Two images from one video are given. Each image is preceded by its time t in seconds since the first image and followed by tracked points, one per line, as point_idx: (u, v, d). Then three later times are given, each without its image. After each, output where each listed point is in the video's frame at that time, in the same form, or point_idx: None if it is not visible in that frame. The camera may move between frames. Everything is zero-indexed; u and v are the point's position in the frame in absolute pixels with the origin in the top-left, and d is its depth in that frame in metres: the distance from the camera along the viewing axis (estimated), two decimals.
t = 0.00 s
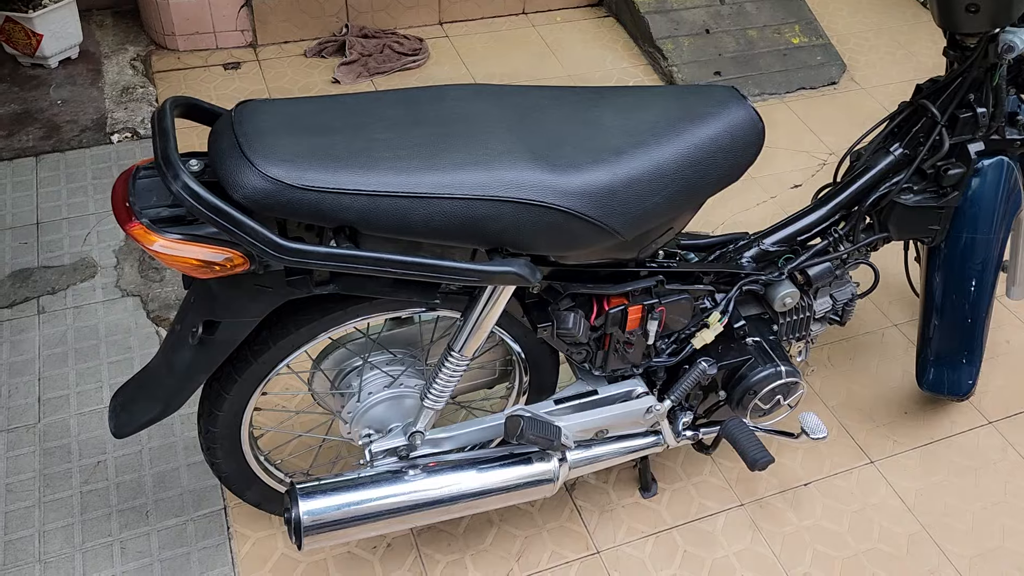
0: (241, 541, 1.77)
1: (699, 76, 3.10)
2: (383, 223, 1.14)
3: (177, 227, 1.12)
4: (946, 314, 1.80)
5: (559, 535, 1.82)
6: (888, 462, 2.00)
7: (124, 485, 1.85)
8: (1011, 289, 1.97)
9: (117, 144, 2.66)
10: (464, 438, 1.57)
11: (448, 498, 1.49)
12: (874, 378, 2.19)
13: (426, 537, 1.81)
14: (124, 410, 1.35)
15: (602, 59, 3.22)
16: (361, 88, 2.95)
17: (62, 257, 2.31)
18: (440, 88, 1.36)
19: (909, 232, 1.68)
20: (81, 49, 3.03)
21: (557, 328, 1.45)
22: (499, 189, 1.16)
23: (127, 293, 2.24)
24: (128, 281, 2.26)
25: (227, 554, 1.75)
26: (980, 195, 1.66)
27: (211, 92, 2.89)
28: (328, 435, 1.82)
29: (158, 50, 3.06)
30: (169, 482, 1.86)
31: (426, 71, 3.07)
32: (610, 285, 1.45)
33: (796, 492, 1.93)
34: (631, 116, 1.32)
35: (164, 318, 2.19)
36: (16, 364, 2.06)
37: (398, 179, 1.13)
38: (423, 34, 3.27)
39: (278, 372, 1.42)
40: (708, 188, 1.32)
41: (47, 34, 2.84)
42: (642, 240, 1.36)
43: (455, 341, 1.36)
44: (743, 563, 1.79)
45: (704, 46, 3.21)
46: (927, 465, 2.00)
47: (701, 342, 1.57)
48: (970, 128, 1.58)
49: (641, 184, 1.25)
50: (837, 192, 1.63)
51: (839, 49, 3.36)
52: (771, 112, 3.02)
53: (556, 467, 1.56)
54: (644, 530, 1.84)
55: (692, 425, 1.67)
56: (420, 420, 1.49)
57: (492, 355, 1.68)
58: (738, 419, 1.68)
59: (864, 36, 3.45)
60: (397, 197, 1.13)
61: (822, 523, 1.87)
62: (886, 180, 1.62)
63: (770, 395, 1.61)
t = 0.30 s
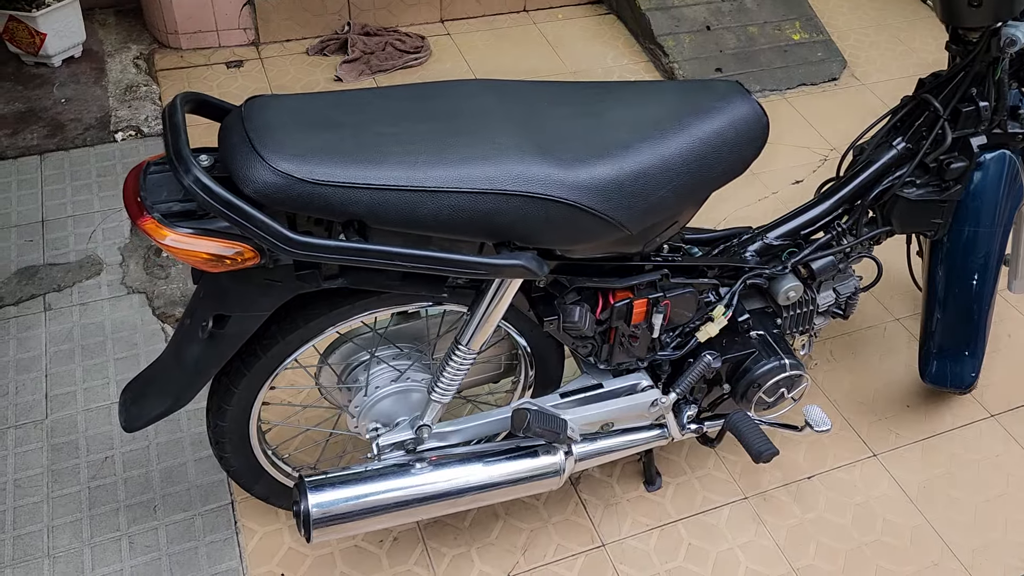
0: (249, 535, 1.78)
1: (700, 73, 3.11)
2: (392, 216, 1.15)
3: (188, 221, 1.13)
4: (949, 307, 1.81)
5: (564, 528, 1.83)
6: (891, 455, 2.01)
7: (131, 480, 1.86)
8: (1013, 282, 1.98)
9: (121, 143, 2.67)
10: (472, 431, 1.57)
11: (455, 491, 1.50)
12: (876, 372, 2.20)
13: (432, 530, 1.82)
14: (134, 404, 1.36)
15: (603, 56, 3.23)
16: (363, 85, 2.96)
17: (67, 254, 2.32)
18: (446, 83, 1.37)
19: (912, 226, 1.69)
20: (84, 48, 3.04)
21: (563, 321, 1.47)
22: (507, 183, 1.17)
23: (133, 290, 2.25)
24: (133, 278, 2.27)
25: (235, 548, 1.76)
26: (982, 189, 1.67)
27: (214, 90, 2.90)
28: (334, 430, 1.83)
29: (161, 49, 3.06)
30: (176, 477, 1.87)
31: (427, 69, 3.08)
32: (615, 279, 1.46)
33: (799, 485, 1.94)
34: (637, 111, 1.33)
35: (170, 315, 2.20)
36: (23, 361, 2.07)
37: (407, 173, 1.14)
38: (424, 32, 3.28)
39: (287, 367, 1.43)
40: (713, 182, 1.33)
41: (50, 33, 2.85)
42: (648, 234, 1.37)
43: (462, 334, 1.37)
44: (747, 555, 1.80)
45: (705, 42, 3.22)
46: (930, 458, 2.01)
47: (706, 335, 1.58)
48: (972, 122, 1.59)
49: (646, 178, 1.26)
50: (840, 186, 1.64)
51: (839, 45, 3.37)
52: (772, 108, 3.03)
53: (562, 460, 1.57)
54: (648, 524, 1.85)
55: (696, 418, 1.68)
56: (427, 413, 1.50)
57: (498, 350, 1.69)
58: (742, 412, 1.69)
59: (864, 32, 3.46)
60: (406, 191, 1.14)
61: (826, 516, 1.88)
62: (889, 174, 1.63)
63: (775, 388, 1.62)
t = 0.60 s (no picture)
0: (253, 530, 1.79)
1: (699, 70, 3.12)
2: (396, 211, 1.16)
3: (194, 216, 1.14)
4: (947, 301, 1.82)
5: (566, 522, 1.84)
6: (890, 449, 2.02)
7: (135, 476, 1.87)
8: (1012, 275, 1.99)
9: (123, 142, 2.68)
10: (474, 425, 1.59)
11: (458, 485, 1.51)
12: (875, 367, 2.21)
13: (435, 525, 1.83)
14: (140, 399, 1.38)
15: (603, 54, 3.24)
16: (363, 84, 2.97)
17: (70, 253, 2.33)
18: (448, 79, 1.38)
19: (911, 219, 1.70)
20: (85, 48, 3.05)
21: (565, 315, 1.48)
22: (509, 177, 1.18)
23: (135, 289, 2.26)
24: (136, 277, 2.28)
25: (239, 543, 1.77)
26: (980, 182, 1.68)
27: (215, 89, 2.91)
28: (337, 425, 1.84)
29: (161, 48, 3.07)
30: (179, 474, 1.88)
31: (427, 68, 3.09)
32: (616, 274, 1.47)
33: (800, 478, 1.95)
34: (638, 106, 1.34)
35: (173, 313, 2.21)
36: (27, 359, 2.08)
37: (411, 167, 1.15)
38: (424, 31, 3.29)
39: (291, 362, 1.44)
40: (713, 176, 1.34)
41: (52, 34, 2.86)
42: (649, 227, 1.38)
43: (465, 328, 1.38)
44: (748, 548, 1.81)
45: (703, 40, 3.23)
46: (929, 451, 2.02)
47: (707, 329, 1.59)
48: (970, 117, 1.60)
49: (647, 172, 1.27)
50: (839, 180, 1.66)
51: (838, 42, 3.38)
52: (770, 105, 3.04)
53: (564, 454, 1.58)
54: (650, 517, 1.86)
55: (697, 412, 1.69)
56: (430, 408, 1.51)
57: (499, 345, 1.70)
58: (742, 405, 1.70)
59: (862, 29, 3.48)
60: (409, 185, 1.15)
61: (826, 508, 1.89)
62: (887, 168, 1.64)
63: (775, 381, 1.63)
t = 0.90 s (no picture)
0: (254, 526, 1.80)
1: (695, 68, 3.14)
2: (395, 206, 1.17)
3: (195, 212, 1.15)
4: (943, 295, 1.84)
5: (565, 517, 1.85)
6: (887, 443, 2.03)
7: (137, 474, 1.88)
8: (1007, 270, 2.00)
9: (122, 142, 2.69)
10: (473, 420, 1.60)
11: (458, 479, 1.52)
12: (871, 361, 2.22)
13: (435, 520, 1.84)
14: (141, 394, 1.38)
15: (600, 53, 3.25)
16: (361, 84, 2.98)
17: (70, 253, 2.34)
18: (446, 76, 1.39)
19: (906, 214, 1.71)
20: (83, 49, 3.06)
21: (563, 309, 1.48)
22: (507, 172, 1.19)
23: (136, 288, 2.26)
24: (136, 276, 2.29)
25: (240, 539, 1.78)
26: (974, 177, 1.70)
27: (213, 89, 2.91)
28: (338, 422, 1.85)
29: (160, 49, 3.08)
30: (180, 471, 1.89)
31: (425, 67, 3.10)
32: (614, 268, 1.48)
33: (798, 472, 1.96)
34: (635, 101, 1.36)
35: (173, 312, 2.22)
36: (28, 358, 2.09)
37: (410, 162, 1.17)
38: (421, 30, 3.30)
39: (291, 358, 1.45)
40: (709, 171, 1.35)
41: (50, 35, 2.86)
42: (646, 222, 1.39)
43: (464, 323, 1.39)
44: (746, 542, 1.82)
45: (700, 38, 3.24)
46: (926, 445, 2.04)
47: (704, 323, 1.60)
48: (964, 111, 1.62)
49: (644, 167, 1.28)
50: (835, 175, 1.67)
51: (834, 40, 3.40)
52: (767, 103, 3.06)
53: (563, 448, 1.59)
54: (649, 511, 1.87)
55: (695, 406, 1.70)
56: (430, 403, 1.52)
57: (498, 341, 1.71)
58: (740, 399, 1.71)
59: (857, 27, 3.49)
60: (408, 180, 1.16)
61: (824, 502, 1.91)
62: (883, 162, 1.65)
63: (772, 375, 1.64)
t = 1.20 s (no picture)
0: (253, 525, 1.81)
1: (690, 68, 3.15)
2: (393, 202, 1.18)
3: (194, 209, 1.16)
4: (936, 291, 1.85)
5: (563, 513, 1.86)
6: (883, 438, 2.05)
7: (136, 473, 1.88)
8: (1000, 265, 2.01)
9: (119, 143, 2.70)
10: (471, 417, 1.60)
11: (456, 475, 1.53)
12: (867, 357, 2.23)
13: (433, 518, 1.84)
14: (140, 392, 1.39)
15: (595, 53, 3.27)
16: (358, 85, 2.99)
17: (68, 254, 2.35)
18: (441, 74, 1.40)
19: (900, 210, 1.73)
20: (80, 51, 3.06)
21: (560, 305, 1.49)
22: (503, 168, 1.20)
23: (133, 288, 2.27)
24: (134, 277, 2.30)
25: (239, 537, 1.79)
26: (967, 173, 1.71)
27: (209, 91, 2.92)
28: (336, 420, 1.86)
29: (156, 50, 3.09)
30: (179, 470, 1.89)
31: (421, 67, 3.11)
32: (610, 264, 1.50)
33: (794, 467, 1.97)
34: (630, 98, 1.37)
35: (170, 312, 2.22)
36: (26, 358, 2.09)
37: (407, 159, 1.18)
38: (417, 31, 3.31)
39: (290, 355, 1.46)
40: (704, 167, 1.37)
41: (47, 37, 2.87)
42: (641, 218, 1.40)
43: (461, 319, 1.40)
44: (743, 537, 1.83)
45: (694, 38, 3.26)
46: (921, 440, 2.05)
47: (700, 319, 1.61)
48: (956, 107, 1.63)
49: (640, 163, 1.29)
50: (829, 171, 1.68)
51: (828, 39, 3.41)
52: (761, 102, 3.07)
53: (561, 444, 1.60)
54: (646, 507, 1.88)
55: (692, 402, 1.71)
56: (428, 399, 1.52)
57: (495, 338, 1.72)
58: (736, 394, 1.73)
59: (851, 26, 3.51)
60: (405, 177, 1.17)
61: (820, 497, 1.92)
62: (876, 158, 1.67)
63: (768, 370, 1.65)
